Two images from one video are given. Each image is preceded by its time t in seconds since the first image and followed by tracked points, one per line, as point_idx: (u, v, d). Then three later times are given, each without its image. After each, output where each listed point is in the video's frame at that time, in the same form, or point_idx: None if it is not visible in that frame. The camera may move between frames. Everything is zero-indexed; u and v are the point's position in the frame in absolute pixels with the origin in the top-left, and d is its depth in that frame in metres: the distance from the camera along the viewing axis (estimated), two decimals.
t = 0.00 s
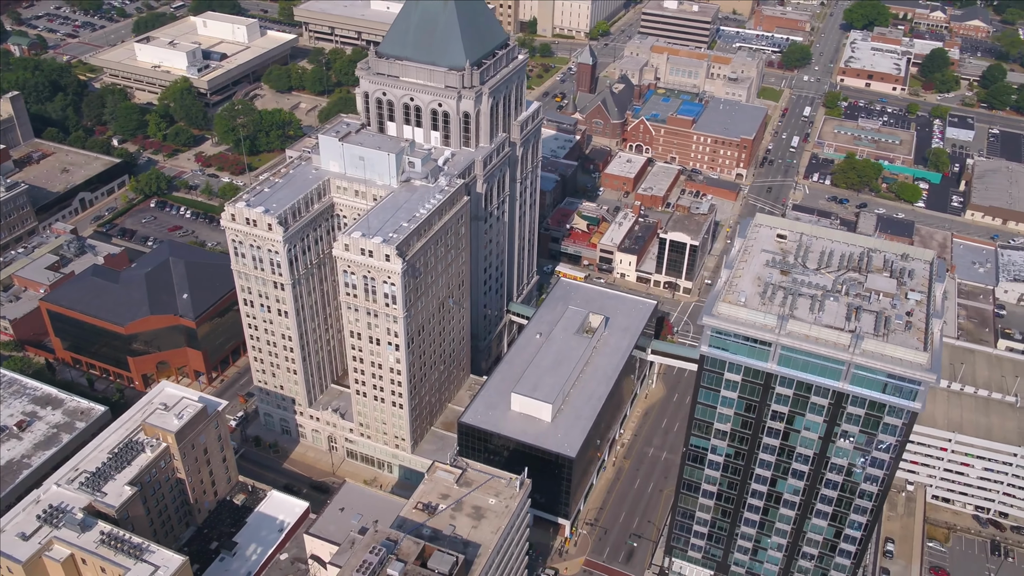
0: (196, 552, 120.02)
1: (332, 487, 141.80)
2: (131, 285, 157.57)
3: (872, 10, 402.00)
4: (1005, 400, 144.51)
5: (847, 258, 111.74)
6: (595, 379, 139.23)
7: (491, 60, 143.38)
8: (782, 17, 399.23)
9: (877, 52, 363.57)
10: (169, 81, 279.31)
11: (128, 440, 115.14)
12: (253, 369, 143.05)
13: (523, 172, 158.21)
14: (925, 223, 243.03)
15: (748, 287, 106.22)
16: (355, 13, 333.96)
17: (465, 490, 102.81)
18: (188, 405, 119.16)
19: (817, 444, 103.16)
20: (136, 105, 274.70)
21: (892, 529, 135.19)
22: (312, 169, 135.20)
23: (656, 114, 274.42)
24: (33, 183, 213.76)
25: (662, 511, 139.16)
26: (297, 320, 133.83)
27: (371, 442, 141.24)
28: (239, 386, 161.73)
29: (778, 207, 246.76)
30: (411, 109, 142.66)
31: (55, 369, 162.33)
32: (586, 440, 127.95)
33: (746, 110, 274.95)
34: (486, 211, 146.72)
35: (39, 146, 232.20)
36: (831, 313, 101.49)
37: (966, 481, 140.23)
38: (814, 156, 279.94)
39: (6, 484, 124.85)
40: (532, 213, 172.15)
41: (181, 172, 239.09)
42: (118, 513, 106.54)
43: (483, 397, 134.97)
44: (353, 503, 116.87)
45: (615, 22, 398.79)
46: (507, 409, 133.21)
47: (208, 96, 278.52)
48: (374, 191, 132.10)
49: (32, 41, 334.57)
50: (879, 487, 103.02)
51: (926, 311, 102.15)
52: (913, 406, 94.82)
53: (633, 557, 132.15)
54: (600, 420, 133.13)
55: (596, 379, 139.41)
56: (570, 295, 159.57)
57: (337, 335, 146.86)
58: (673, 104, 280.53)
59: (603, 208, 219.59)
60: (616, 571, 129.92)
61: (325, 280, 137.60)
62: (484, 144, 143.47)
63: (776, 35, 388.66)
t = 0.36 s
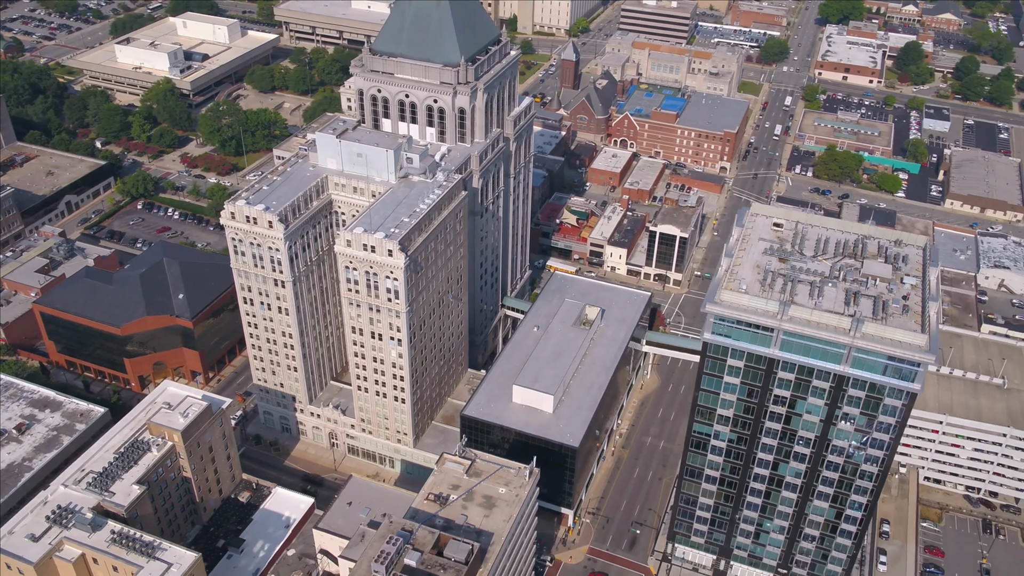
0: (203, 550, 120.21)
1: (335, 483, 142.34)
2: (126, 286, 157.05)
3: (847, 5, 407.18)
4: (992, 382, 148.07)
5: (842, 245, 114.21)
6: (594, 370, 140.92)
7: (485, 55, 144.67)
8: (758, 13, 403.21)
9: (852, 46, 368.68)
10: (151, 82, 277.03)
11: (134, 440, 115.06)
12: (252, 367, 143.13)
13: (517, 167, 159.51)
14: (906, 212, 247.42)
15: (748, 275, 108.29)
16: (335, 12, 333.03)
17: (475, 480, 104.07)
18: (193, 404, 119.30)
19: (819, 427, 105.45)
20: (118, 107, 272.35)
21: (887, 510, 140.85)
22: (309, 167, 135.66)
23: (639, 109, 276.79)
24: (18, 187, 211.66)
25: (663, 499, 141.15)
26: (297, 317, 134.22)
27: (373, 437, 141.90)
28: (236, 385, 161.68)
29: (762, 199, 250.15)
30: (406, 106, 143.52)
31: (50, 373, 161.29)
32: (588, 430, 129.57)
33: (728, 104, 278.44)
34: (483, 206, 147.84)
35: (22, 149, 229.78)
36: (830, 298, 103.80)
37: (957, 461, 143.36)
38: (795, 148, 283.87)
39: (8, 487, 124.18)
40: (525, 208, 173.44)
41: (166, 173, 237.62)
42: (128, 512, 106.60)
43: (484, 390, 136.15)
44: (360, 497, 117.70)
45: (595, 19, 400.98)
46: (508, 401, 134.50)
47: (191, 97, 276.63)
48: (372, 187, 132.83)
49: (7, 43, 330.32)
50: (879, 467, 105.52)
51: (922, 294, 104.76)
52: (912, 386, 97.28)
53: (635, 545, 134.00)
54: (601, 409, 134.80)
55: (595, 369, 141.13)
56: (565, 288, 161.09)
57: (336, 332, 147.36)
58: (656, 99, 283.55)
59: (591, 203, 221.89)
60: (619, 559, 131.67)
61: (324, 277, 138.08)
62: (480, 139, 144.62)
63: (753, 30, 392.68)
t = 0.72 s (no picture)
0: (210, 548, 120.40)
1: (337, 479, 142.97)
2: (120, 287, 156.29)
3: None
4: (978, 363, 151.75)
5: (837, 231, 116.82)
6: (593, 361, 142.67)
7: (478, 51, 145.72)
8: (733, 8, 407.18)
9: (827, 39, 373.89)
10: (131, 84, 274.65)
11: (140, 439, 115.02)
12: (252, 365, 143.31)
13: (509, 162, 160.60)
14: (885, 201, 251.92)
15: (747, 261, 110.54)
16: (314, 11, 331.87)
17: (485, 469, 105.31)
18: (198, 402, 119.49)
19: (819, 409, 107.97)
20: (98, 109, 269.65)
21: (881, 492, 144.91)
22: (306, 164, 136.17)
23: (622, 104, 279.20)
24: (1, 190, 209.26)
25: (662, 486, 143.32)
26: (298, 314, 134.63)
27: (375, 432, 142.66)
28: (233, 384, 161.49)
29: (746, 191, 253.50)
30: (401, 102, 144.32)
31: (43, 376, 160.07)
32: (590, 419, 131.27)
33: (709, 97, 281.67)
34: (478, 200, 149.00)
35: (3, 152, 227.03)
36: (828, 282, 106.26)
37: (946, 442, 146.86)
38: (775, 140, 287.90)
39: (10, 491, 123.45)
40: (517, 202, 174.67)
41: (151, 175, 236.04)
42: (137, 511, 106.68)
43: (485, 383, 137.41)
44: (368, 491, 118.57)
45: (572, 16, 402.93)
46: (510, 392, 135.87)
47: (172, 99, 274.57)
48: (371, 183, 133.55)
49: None
50: (878, 447, 108.26)
51: (917, 277, 107.54)
52: (911, 366, 100.04)
53: (638, 531, 136.00)
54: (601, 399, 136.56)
55: (593, 360, 142.86)
56: (560, 280, 162.66)
57: (335, 328, 147.86)
58: (638, 93, 286.71)
59: (579, 197, 224.22)
60: (622, 545, 133.56)
61: (323, 273, 138.58)
62: (474, 134, 145.70)
63: (729, 25, 396.65)
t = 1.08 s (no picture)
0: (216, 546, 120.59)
1: (339, 475, 143.50)
2: (114, 288, 155.58)
3: None
4: (966, 348, 154.57)
5: (831, 220, 119.16)
6: (591, 352, 144.28)
7: (471, 47, 146.80)
8: (712, 4, 410.27)
9: (805, 34, 378.19)
10: (114, 86, 272.54)
11: (145, 438, 115.02)
12: (251, 364, 143.42)
13: (503, 157, 161.66)
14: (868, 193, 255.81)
15: (745, 251, 112.50)
16: (296, 10, 330.78)
17: (493, 460, 106.46)
18: (201, 401, 119.74)
19: (818, 394, 110.18)
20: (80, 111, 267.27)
21: (874, 476, 147.83)
22: (303, 161, 136.55)
23: (606, 100, 281.22)
24: None
25: (662, 474, 145.23)
26: (297, 312, 134.99)
27: (376, 428, 143.30)
28: (230, 384, 161.42)
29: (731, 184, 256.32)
30: (395, 99, 144.88)
31: (37, 379, 159.05)
32: (591, 409, 132.79)
33: (692, 92, 284.41)
34: (474, 196, 150.02)
35: None
36: (826, 270, 108.45)
37: (936, 426, 149.84)
38: (758, 134, 291.14)
39: (12, 494, 122.90)
40: (509, 197, 175.76)
41: (138, 177, 234.69)
42: (146, 510, 106.75)
43: (485, 376, 138.53)
44: (373, 485, 119.33)
45: (553, 13, 404.40)
46: (510, 385, 137.10)
47: (156, 100, 272.76)
48: (368, 179, 134.14)
49: None
50: (876, 430, 110.69)
51: (910, 263, 110.06)
52: (908, 350, 102.51)
53: (639, 520, 137.81)
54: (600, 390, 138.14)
55: (591, 352, 144.45)
56: (554, 274, 164.03)
57: (333, 326, 148.30)
58: (622, 89, 289.04)
59: (567, 192, 225.97)
60: (624, 534, 135.28)
61: (322, 270, 139.11)
62: (469, 130, 146.65)
63: (708, 21, 399.81)
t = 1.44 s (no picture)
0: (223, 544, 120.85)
1: (340, 471, 144.06)
2: (108, 290, 155.06)
3: None
4: (952, 332, 157.81)
5: (824, 208, 121.77)
6: (588, 344, 146.09)
7: (463, 44, 147.84)
8: None
9: (780, 28, 382.89)
10: (93, 88, 270.03)
11: (150, 437, 115.05)
12: (250, 362, 143.61)
13: (494, 153, 162.92)
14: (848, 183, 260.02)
15: (743, 239, 114.69)
16: (274, 10, 329.27)
17: (501, 450, 107.82)
18: (206, 399, 119.94)
19: (816, 377, 112.73)
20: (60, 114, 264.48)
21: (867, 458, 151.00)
22: (300, 159, 136.94)
23: (588, 95, 283.27)
24: None
25: (660, 462, 147.49)
26: (297, 309, 135.41)
27: (377, 423, 144.06)
28: (225, 384, 161.45)
29: (714, 177, 259.44)
30: (389, 96, 145.63)
31: (30, 383, 157.91)
32: (591, 399, 134.61)
33: (673, 87, 287.22)
34: (469, 191, 151.22)
35: None
36: (822, 256, 110.95)
37: (925, 408, 153.34)
38: (738, 127, 294.77)
39: (15, 498, 122.23)
40: (500, 192, 177.15)
41: (122, 179, 233.01)
42: (155, 508, 106.83)
43: (485, 369, 139.85)
44: (380, 479, 120.26)
45: (530, 11, 405.69)
46: (510, 377, 138.52)
47: (136, 102, 270.53)
48: (366, 176, 134.77)
49: None
50: (873, 412, 113.52)
51: (903, 248, 112.85)
52: (903, 332, 105.36)
53: (640, 507, 139.94)
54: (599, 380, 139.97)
55: (588, 343, 146.28)
56: (548, 267, 165.64)
57: (330, 323, 148.86)
58: (604, 85, 291.30)
59: (554, 187, 227.81)
60: (626, 521, 137.31)
61: (320, 268, 139.63)
62: (463, 126, 147.75)
63: (685, 17, 403.09)
